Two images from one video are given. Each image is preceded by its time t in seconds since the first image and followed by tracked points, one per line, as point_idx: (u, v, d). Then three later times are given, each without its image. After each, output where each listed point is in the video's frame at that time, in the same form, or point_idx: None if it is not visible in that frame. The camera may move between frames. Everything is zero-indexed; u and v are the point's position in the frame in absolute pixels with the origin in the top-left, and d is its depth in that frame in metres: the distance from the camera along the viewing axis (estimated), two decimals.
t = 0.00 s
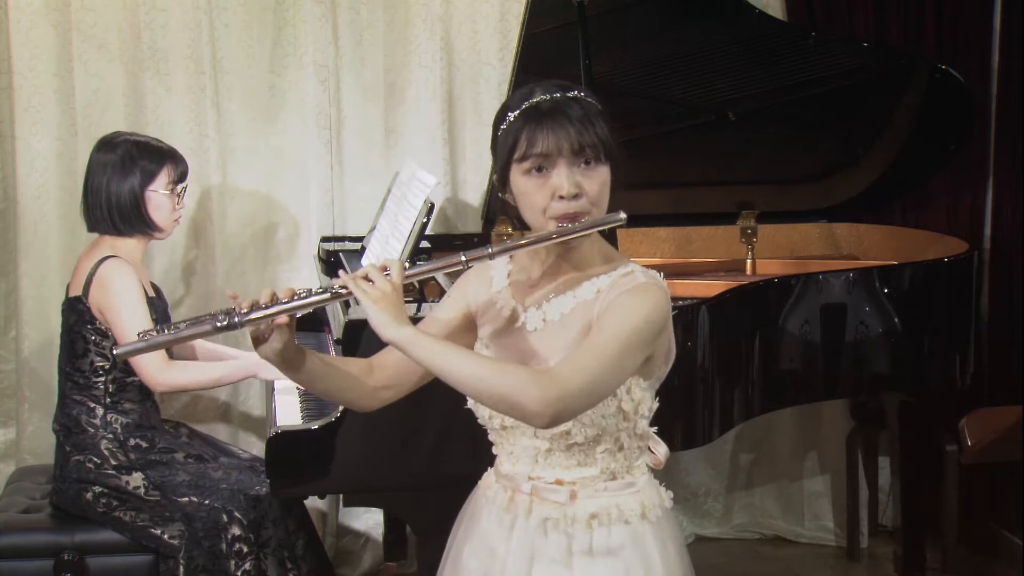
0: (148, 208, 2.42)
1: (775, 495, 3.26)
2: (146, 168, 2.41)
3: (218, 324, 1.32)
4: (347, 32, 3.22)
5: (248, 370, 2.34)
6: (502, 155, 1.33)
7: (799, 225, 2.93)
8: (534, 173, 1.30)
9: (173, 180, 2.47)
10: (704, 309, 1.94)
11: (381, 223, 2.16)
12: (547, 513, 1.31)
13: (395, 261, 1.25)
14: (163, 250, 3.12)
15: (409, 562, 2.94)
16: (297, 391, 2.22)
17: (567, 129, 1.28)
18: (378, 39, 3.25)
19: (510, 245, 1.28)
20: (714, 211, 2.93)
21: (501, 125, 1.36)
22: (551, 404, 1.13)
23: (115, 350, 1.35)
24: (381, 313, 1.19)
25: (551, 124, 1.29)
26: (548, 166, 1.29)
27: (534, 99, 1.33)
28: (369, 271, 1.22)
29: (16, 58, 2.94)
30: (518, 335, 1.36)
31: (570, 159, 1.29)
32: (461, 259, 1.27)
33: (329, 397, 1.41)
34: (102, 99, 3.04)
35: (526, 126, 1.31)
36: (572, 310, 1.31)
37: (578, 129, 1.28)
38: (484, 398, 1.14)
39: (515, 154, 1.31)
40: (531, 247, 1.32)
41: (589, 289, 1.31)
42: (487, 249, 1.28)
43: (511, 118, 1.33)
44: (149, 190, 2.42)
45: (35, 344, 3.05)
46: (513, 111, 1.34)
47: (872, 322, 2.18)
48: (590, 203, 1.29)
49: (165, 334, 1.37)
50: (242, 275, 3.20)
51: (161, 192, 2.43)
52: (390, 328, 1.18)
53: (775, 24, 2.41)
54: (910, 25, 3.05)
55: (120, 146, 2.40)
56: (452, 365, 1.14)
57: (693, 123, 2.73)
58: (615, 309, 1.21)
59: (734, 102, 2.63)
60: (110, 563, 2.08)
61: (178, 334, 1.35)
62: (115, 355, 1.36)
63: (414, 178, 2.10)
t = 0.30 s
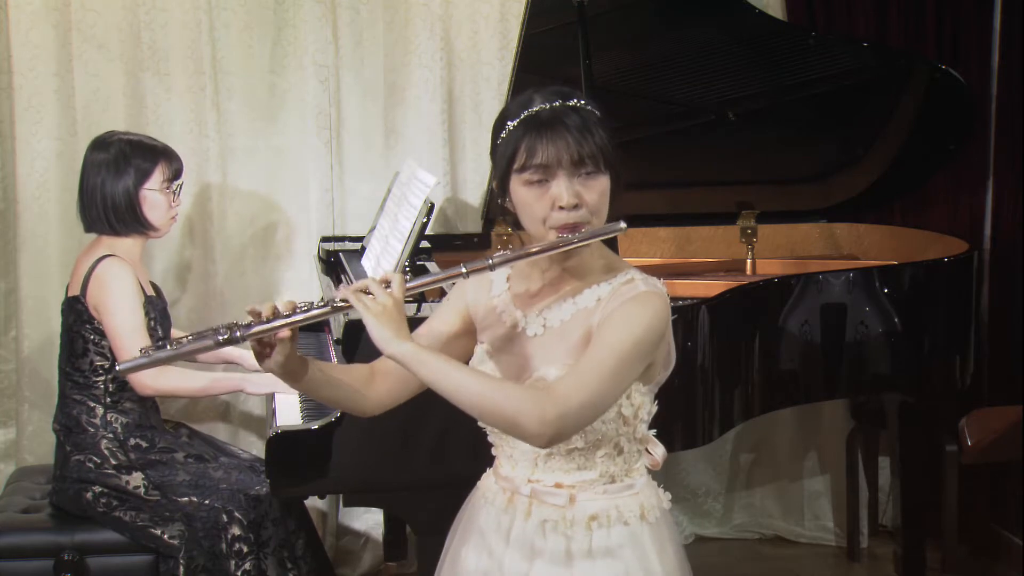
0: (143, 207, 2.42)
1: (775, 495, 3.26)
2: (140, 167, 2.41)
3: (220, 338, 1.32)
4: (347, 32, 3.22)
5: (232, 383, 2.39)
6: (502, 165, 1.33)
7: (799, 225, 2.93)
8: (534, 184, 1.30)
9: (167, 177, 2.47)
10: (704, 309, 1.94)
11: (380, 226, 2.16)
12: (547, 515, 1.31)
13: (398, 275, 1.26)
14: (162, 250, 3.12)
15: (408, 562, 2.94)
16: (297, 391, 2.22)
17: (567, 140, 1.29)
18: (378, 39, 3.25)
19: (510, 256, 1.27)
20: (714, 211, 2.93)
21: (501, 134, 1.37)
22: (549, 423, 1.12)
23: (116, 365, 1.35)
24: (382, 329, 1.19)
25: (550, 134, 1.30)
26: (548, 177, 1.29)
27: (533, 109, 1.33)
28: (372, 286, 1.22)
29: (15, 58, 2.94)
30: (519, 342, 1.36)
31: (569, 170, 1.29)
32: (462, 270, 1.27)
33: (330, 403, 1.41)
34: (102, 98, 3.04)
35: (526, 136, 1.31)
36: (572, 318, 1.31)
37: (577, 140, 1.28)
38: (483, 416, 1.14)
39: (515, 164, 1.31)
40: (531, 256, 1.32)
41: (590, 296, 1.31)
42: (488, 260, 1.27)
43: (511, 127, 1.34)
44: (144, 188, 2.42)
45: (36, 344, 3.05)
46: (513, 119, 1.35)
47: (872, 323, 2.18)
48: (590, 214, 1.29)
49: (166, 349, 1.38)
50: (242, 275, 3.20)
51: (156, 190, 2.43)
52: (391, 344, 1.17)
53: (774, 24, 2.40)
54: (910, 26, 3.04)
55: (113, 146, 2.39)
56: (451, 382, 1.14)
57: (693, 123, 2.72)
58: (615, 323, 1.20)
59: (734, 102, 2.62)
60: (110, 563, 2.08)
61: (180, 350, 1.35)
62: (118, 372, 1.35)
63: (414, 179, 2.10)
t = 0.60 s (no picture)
0: (140, 205, 2.42)
1: (775, 495, 3.26)
2: (136, 165, 2.42)
3: (219, 331, 1.32)
4: (347, 32, 3.22)
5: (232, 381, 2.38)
6: (501, 161, 1.32)
7: (799, 225, 2.93)
8: (533, 179, 1.30)
9: (164, 175, 2.47)
10: (704, 308, 1.94)
11: (381, 224, 2.16)
12: (545, 512, 1.31)
13: (396, 267, 1.25)
14: (162, 250, 3.11)
15: (408, 562, 2.94)
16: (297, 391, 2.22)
17: (566, 135, 1.29)
18: (378, 38, 3.25)
19: (511, 250, 1.26)
20: (714, 210, 2.93)
21: (500, 130, 1.36)
22: (548, 414, 1.13)
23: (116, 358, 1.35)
24: (381, 322, 1.18)
25: (549, 130, 1.29)
26: (547, 173, 1.29)
27: (532, 105, 1.33)
28: (369, 278, 1.22)
29: (15, 58, 2.94)
30: (518, 338, 1.35)
31: (569, 166, 1.29)
32: (460, 265, 1.27)
33: (330, 400, 1.41)
34: (102, 99, 3.04)
35: (525, 132, 1.31)
36: (571, 314, 1.31)
37: (576, 135, 1.28)
38: (483, 408, 1.14)
39: (515, 160, 1.31)
40: (531, 252, 1.32)
41: (589, 292, 1.31)
42: (487, 255, 1.27)
43: (511, 123, 1.34)
44: (141, 186, 2.42)
45: (36, 344, 3.05)
46: (512, 115, 1.35)
47: (872, 322, 2.18)
48: (589, 209, 1.29)
49: (166, 342, 1.37)
50: (243, 275, 3.20)
51: (152, 188, 2.44)
52: (391, 337, 1.18)
53: (774, 24, 2.40)
54: (910, 26, 3.04)
55: (109, 146, 2.40)
56: (451, 374, 1.15)
57: (693, 123, 2.72)
58: (613, 316, 1.21)
59: (734, 102, 2.62)
60: (110, 563, 2.08)
61: (179, 343, 1.35)
62: (118, 363, 1.36)
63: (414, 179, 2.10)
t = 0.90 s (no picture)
0: (148, 206, 2.43)
1: (775, 495, 3.26)
2: (147, 171, 2.42)
3: (215, 332, 1.32)
4: (347, 32, 3.22)
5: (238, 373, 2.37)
6: (499, 163, 1.32)
7: (799, 225, 2.93)
8: (530, 181, 1.30)
9: (173, 182, 2.49)
10: (705, 308, 1.94)
11: (381, 224, 2.16)
12: (544, 513, 1.31)
13: (392, 271, 1.25)
14: (161, 250, 3.11)
15: (408, 562, 2.94)
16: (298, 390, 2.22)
17: (563, 138, 1.29)
18: (378, 38, 3.25)
19: (509, 252, 1.25)
20: (714, 210, 2.93)
21: (498, 132, 1.36)
22: (543, 418, 1.12)
23: (114, 359, 1.36)
24: (376, 324, 1.18)
25: (546, 132, 1.29)
26: (544, 175, 1.29)
27: (530, 106, 1.33)
28: (365, 281, 1.22)
29: (15, 58, 2.94)
30: (516, 340, 1.35)
31: (565, 168, 1.29)
32: (457, 267, 1.25)
33: (326, 399, 1.41)
34: (102, 99, 3.04)
35: (522, 134, 1.31)
36: (569, 316, 1.31)
37: (573, 138, 1.28)
38: (478, 412, 1.14)
39: (512, 163, 1.31)
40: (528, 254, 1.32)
41: (587, 294, 1.31)
42: (484, 257, 1.26)
43: (508, 125, 1.34)
44: (150, 189, 2.43)
45: (35, 344, 3.05)
46: (509, 118, 1.34)
47: (872, 323, 2.17)
48: (586, 211, 1.29)
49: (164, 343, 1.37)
50: (243, 275, 3.20)
51: (161, 192, 2.44)
52: (386, 340, 1.17)
53: (774, 24, 2.40)
54: (910, 26, 3.04)
55: (123, 147, 2.40)
56: (446, 377, 1.14)
57: (692, 123, 2.72)
58: (610, 320, 1.20)
59: (734, 102, 2.62)
60: (110, 563, 2.08)
61: (176, 344, 1.34)
62: (114, 365, 1.36)
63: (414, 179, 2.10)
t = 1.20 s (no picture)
0: (154, 207, 2.42)
1: (775, 495, 3.26)
2: (151, 171, 2.41)
3: (220, 339, 1.31)
4: (347, 32, 3.22)
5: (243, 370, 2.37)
6: (507, 171, 1.32)
7: (799, 225, 2.93)
8: (540, 192, 1.30)
9: (179, 183, 2.49)
10: (705, 309, 1.94)
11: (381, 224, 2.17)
12: (544, 516, 1.31)
13: (400, 278, 1.26)
14: (162, 250, 3.11)
15: (408, 563, 2.93)
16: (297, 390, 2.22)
17: (573, 147, 1.28)
18: (378, 38, 3.25)
19: (516, 261, 1.27)
20: (714, 210, 2.93)
21: (507, 139, 1.36)
22: (549, 431, 1.13)
23: (119, 364, 1.35)
24: (383, 331, 1.18)
25: (556, 142, 1.29)
26: (554, 185, 1.29)
27: (539, 114, 1.33)
28: (374, 288, 1.22)
29: (15, 58, 2.94)
30: (520, 344, 1.36)
31: (575, 178, 1.28)
32: (465, 275, 1.27)
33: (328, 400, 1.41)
34: (102, 99, 3.04)
35: (532, 143, 1.31)
36: (574, 323, 1.31)
37: (583, 148, 1.28)
38: (485, 424, 1.14)
39: (521, 171, 1.31)
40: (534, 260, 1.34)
41: (593, 301, 1.31)
42: (491, 265, 1.28)
43: (518, 133, 1.34)
44: (156, 189, 2.42)
45: (36, 344, 3.05)
46: (519, 125, 1.35)
47: (872, 323, 2.18)
48: (594, 220, 1.30)
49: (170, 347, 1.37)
50: (243, 275, 3.20)
51: (167, 192, 2.43)
52: (393, 348, 1.17)
53: (774, 24, 2.39)
54: (910, 26, 3.04)
55: (132, 150, 2.40)
56: (453, 388, 1.14)
57: (693, 123, 2.73)
58: (615, 330, 1.21)
59: (734, 102, 2.63)
60: (110, 563, 2.08)
61: (182, 349, 1.34)
62: (119, 369, 1.35)
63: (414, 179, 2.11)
